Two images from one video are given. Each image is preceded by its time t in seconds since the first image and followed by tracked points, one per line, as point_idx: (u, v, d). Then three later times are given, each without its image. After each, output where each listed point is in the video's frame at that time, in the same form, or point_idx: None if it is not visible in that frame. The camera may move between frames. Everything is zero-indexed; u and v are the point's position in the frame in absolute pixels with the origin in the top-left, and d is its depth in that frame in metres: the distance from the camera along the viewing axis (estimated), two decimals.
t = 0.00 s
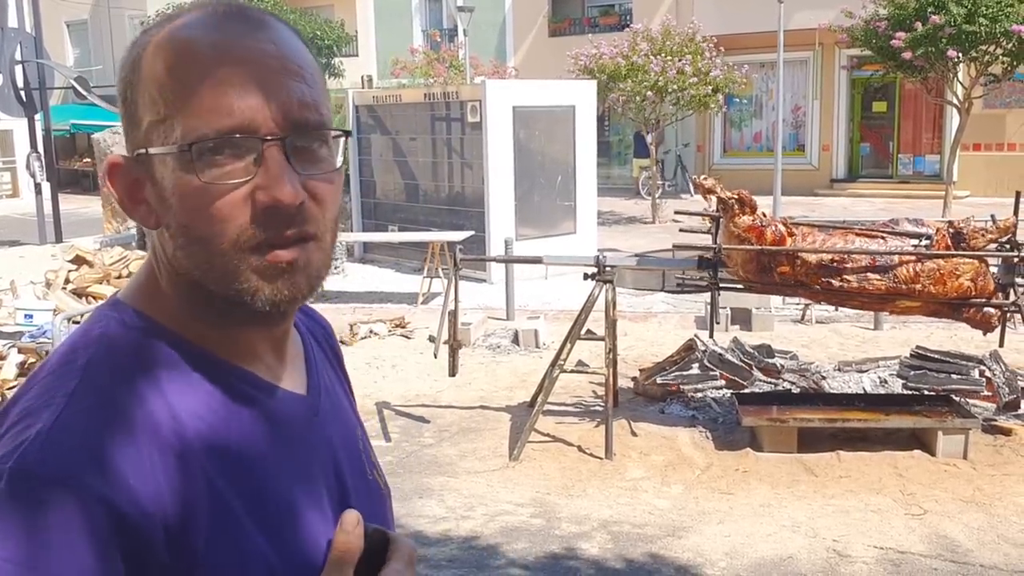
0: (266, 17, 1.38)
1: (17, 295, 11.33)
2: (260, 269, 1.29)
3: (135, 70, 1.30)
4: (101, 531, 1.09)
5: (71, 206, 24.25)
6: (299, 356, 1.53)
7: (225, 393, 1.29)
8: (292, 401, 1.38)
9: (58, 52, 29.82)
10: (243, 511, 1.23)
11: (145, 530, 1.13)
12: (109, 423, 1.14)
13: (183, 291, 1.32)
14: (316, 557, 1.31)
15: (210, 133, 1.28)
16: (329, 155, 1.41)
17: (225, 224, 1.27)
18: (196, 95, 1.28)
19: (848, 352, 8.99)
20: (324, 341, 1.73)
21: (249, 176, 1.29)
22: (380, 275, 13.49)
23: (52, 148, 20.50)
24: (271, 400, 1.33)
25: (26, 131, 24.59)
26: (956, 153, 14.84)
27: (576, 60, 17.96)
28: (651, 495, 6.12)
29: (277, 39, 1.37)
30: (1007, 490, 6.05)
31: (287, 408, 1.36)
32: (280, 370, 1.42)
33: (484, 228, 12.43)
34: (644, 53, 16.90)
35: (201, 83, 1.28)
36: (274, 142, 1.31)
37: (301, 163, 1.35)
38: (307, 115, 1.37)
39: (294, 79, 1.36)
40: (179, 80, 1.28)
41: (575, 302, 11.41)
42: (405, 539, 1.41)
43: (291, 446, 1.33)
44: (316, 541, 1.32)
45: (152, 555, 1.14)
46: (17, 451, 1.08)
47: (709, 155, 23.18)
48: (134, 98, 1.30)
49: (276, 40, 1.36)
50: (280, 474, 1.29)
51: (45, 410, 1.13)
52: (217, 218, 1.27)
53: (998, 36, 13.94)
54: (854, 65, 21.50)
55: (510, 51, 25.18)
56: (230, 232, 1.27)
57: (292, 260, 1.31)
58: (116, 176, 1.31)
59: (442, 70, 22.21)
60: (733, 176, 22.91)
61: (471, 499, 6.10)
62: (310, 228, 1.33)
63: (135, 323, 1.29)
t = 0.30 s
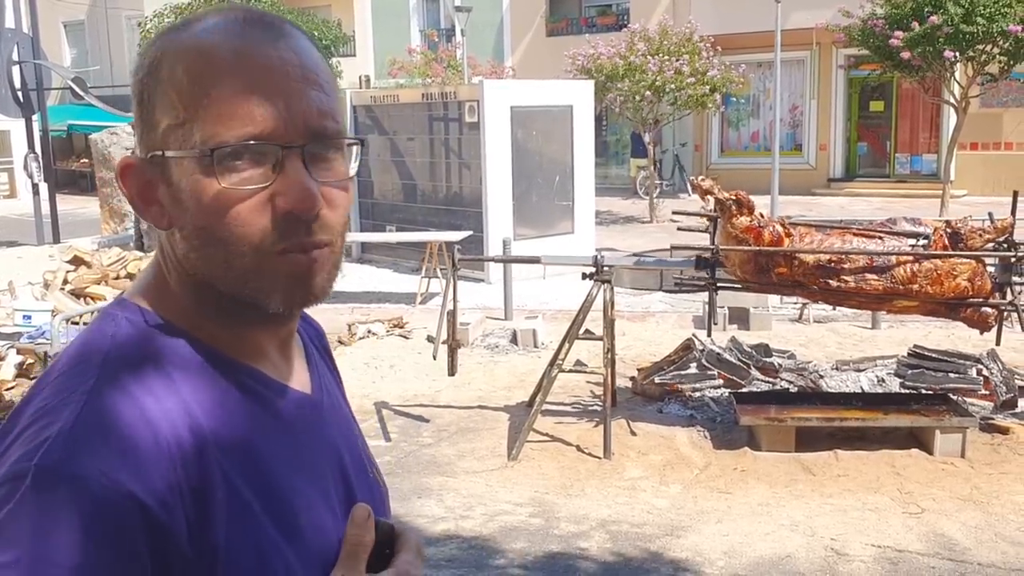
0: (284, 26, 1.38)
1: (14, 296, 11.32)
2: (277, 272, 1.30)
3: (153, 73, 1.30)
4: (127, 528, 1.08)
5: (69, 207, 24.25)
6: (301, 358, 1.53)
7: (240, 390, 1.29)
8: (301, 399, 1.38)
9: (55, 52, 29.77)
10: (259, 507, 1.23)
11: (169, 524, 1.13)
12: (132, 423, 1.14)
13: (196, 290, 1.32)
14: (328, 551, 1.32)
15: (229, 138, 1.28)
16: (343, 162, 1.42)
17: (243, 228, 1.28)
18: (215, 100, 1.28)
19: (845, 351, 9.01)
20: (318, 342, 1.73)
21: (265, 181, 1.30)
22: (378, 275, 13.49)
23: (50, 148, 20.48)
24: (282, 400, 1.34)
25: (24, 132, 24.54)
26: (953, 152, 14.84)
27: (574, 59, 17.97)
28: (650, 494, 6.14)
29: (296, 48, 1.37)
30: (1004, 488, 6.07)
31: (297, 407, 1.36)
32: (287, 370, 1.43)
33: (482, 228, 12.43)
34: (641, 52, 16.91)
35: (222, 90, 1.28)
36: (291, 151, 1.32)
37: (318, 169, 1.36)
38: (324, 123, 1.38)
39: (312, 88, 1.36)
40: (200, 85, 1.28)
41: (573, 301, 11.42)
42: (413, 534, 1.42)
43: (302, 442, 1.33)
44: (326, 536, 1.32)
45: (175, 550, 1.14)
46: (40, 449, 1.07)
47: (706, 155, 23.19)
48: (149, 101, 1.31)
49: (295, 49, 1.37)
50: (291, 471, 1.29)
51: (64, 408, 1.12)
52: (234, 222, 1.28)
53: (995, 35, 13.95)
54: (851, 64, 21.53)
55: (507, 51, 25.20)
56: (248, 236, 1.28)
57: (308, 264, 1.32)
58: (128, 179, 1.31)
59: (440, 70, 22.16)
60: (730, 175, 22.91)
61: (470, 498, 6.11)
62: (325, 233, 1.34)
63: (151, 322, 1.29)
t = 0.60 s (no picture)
0: (274, 24, 1.37)
1: (8, 295, 11.28)
2: (270, 271, 1.29)
3: (144, 74, 1.29)
4: (129, 525, 1.08)
5: (62, 206, 24.18)
6: (296, 357, 1.52)
7: (236, 389, 1.28)
8: (298, 397, 1.37)
9: (48, 51, 29.68)
10: (259, 505, 1.22)
11: (170, 521, 1.12)
12: (131, 423, 1.13)
13: (189, 290, 1.32)
14: (329, 544, 1.31)
15: (221, 138, 1.27)
16: (336, 159, 1.40)
17: (235, 228, 1.28)
18: (206, 100, 1.27)
19: (839, 350, 9.03)
20: (314, 342, 1.72)
21: (257, 181, 1.29)
22: (373, 274, 13.49)
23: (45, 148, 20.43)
24: (279, 398, 1.33)
25: (18, 131, 24.44)
26: (947, 153, 14.86)
27: (569, 59, 17.98)
28: (644, 494, 6.14)
29: (286, 45, 1.36)
30: (997, 488, 6.09)
31: (295, 405, 1.36)
32: (282, 367, 1.43)
33: (477, 227, 12.43)
34: (636, 52, 16.92)
35: (213, 89, 1.27)
36: (283, 149, 1.32)
37: (310, 167, 1.35)
38: (317, 120, 1.37)
39: (304, 86, 1.35)
40: (190, 85, 1.27)
41: (568, 301, 11.42)
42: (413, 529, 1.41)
43: (299, 441, 1.32)
44: (326, 534, 1.31)
45: (178, 548, 1.13)
46: (39, 450, 1.07)
47: (701, 155, 23.21)
48: (140, 102, 1.30)
49: (285, 47, 1.35)
50: (289, 469, 1.28)
51: (62, 408, 1.12)
52: (226, 223, 1.28)
53: (989, 36, 13.98)
54: (846, 64, 21.57)
55: (502, 50, 25.19)
56: (241, 236, 1.28)
57: (301, 263, 1.32)
58: (121, 181, 1.30)
59: (435, 69, 22.10)
60: (725, 175, 22.92)
61: (465, 498, 6.11)
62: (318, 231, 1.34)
63: (145, 323, 1.28)
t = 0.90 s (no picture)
0: (250, 27, 1.37)
1: None
2: (247, 275, 1.28)
3: (118, 77, 1.29)
4: (109, 533, 1.06)
5: (48, 206, 24.07)
6: (275, 360, 1.52)
7: (213, 391, 1.27)
8: (275, 399, 1.37)
9: (35, 49, 29.51)
10: (238, 509, 1.22)
11: (149, 526, 1.11)
12: (108, 429, 1.12)
13: (165, 293, 1.31)
14: (309, 547, 1.30)
15: (197, 141, 1.27)
16: (313, 162, 1.40)
17: (211, 231, 1.27)
18: (181, 102, 1.27)
19: (826, 352, 9.07)
20: (294, 345, 1.72)
21: (234, 184, 1.28)
22: (361, 275, 13.48)
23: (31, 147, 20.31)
24: (257, 401, 1.33)
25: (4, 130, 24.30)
26: (934, 155, 14.92)
27: (557, 61, 17.99)
28: (632, 495, 6.16)
29: (261, 48, 1.35)
30: (983, 489, 6.13)
31: (273, 408, 1.35)
32: (261, 370, 1.43)
33: (466, 228, 12.42)
34: (625, 54, 16.96)
35: (189, 92, 1.27)
36: (258, 152, 1.31)
37: (284, 170, 1.35)
38: (293, 122, 1.36)
39: (280, 89, 1.35)
40: (165, 88, 1.26)
41: (557, 302, 11.43)
42: (394, 530, 1.39)
43: (278, 443, 1.32)
44: (306, 538, 1.31)
45: (157, 553, 1.12)
46: (15, 455, 1.06)
47: (690, 157, 23.26)
48: (115, 105, 1.29)
49: (261, 50, 1.35)
50: (267, 472, 1.28)
51: (39, 413, 1.10)
52: (201, 226, 1.27)
53: (976, 39, 14.06)
54: (834, 67, 21.65)
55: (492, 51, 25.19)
56: (217, 238, 1.27)
57: (278, 264, 1.31)
58: (98, 184, 1.29)
59: (424, 69, 22.09)
60: (713, 177, 23.00)
61: (453, 499, 6.11)
62: (295, 232, 1.33)
63: (121, 326, 1.27)
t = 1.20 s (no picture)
0: (225, 32, 1.38)
1: None
2: (224, 278, 1.29)
3: (93, 83, 1.29)
4: (88, 539, 1.07)
5: (32, 208, 23.92)
6: (252, 365, 1.52)
7: (189, 395, 1.27)
8: (252, 403, 1.37)
9: (19, 50, 29.31)
10: (215, 514, 1.22)
11: (128, 531, 1.11)
12: (89, 436, 1.12)
13: (143, 297, 1.31)
14: (286, 551, 1.31)
15: (173, 147, 1.28)
16: (287, 166, 1.40)
17: (187, 235, 1.27)
18: (156, 107, 1.27)
19: (810, 354, 9.12)
20: (272, 349, 1.72)
21: (210, 188, 1.29)
22: (348, 277, 13.46)
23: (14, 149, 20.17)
24: (235, 407, 1.33)
25: None
26: (917, 158, 15.00)
27: (544, 64, 18.02)
28: (617, 497, 6.17)
29: (236, 55, 1.36)
30: (965, 490, 6.17)
31: (250, 411, 1.35)
32: (238, 375, 1.43)
33: (452, 230, 12.43)
34: (611, 57, 17.00)
35: (164, 98, 1.27)
36: (234, 155, 1.32)
37: (261, 173, 1.35)
38: (268, 127, 1.37)
39: (253, 94, 1.36)
40: (141, 94, 1.27)
41: (543, 304, 11.45)
42: (371, 533, 1.39)
43: (254, 447, 1.32)
44: (284, 541, 1.31)
45: (135, 558, 1.12)
46: None
47: (676, 159, 23.33)
48: (91, 112, 1.29)
49: (236, 56, 1.36)
50: (244, 477, 1.28)
51: (16, 419, 1.10)
52: (177, 230, 1.27)
53: (958, 44, 14.16)
54: (818, 71, 21.76)
55: (478, 53, 25.20)
56: (194, 242, 1.27)
57: (254, 267, 1.31)
58: (75, 188, 1.29)
59: (411, 72, 22.05)
60: (698, 180, 23.06)
61: (439, 502, 6.11)
62: (272, 235, 1.33)
63: (97, 330, 1.27)
